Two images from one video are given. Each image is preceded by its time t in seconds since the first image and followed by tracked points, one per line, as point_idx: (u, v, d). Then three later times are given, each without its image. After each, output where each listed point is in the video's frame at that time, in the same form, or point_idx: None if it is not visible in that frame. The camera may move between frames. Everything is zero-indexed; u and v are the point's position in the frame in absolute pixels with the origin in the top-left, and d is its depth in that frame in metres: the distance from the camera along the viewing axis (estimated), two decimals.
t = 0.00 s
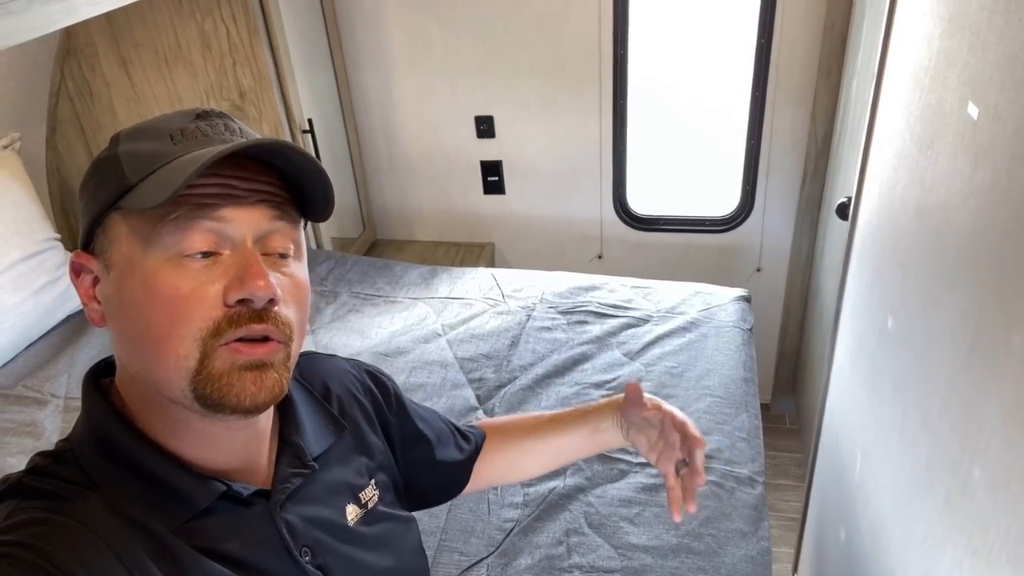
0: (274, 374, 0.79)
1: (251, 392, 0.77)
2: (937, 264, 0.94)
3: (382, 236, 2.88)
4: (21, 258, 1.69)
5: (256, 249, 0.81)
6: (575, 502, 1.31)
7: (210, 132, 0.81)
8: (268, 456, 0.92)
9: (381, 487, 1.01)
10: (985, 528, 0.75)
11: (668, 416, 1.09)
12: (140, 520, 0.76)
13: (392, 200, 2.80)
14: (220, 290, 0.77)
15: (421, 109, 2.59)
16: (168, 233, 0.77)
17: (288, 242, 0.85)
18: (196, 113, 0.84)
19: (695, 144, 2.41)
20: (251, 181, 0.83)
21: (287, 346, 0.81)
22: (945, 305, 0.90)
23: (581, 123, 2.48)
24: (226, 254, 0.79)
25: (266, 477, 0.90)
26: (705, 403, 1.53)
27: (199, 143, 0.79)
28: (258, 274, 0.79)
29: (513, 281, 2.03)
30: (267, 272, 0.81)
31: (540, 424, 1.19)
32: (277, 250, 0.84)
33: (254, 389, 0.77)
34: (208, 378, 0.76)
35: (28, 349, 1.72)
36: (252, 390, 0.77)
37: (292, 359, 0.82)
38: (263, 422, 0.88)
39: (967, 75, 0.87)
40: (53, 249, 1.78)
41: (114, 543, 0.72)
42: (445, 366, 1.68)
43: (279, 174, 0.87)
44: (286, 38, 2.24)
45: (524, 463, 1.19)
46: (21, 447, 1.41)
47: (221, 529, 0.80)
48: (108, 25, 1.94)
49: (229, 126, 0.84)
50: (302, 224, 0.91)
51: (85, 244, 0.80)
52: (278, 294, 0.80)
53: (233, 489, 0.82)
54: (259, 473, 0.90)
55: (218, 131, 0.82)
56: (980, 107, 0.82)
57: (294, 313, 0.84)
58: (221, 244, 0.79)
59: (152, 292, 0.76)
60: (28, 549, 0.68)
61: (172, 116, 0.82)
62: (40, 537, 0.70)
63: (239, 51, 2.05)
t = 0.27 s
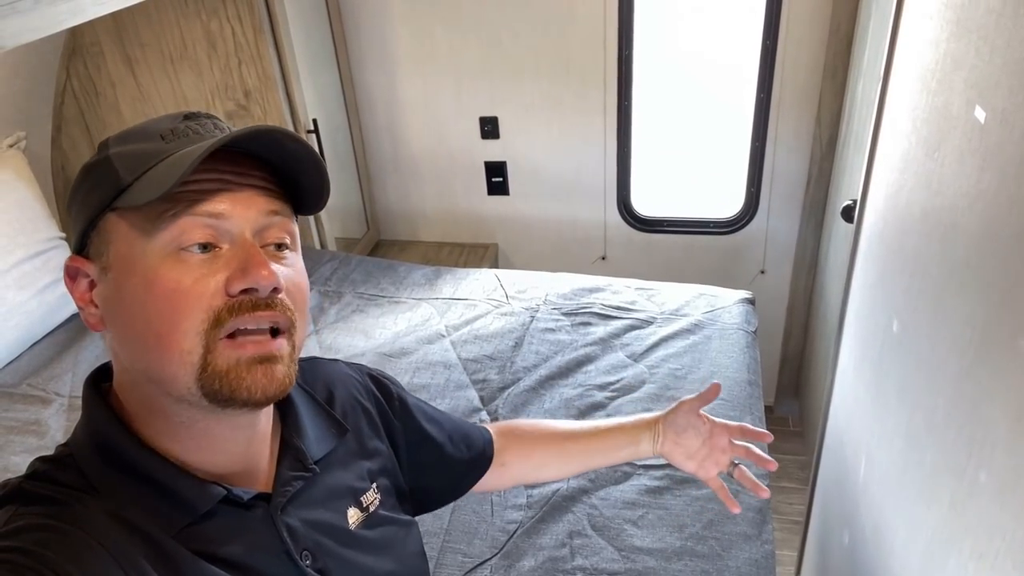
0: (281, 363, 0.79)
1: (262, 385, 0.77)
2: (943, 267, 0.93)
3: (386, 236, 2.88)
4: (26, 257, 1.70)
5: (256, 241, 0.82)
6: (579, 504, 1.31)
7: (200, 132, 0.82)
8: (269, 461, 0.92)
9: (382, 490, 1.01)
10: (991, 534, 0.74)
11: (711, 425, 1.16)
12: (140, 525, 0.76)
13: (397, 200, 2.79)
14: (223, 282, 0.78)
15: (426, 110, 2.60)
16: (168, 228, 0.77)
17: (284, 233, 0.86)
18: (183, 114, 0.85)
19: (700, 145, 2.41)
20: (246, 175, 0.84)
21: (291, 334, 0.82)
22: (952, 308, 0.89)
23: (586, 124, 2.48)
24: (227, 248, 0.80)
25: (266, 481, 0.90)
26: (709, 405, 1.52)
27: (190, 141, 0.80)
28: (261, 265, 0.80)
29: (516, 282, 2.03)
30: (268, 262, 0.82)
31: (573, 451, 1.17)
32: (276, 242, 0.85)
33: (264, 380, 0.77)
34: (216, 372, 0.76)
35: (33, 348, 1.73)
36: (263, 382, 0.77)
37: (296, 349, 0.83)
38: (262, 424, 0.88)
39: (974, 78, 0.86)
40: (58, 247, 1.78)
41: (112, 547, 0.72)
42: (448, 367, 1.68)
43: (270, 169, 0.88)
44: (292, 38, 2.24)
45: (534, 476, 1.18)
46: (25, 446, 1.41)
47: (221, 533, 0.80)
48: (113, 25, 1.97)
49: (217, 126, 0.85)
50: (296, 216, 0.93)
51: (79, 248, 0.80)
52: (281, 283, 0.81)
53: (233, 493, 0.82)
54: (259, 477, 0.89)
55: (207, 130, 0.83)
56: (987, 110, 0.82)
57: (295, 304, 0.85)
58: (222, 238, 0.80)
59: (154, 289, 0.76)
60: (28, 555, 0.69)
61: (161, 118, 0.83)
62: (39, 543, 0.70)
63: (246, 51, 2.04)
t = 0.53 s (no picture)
0: (271, 366, 0.79)
1: (248, 387, 0.77)
2: (943, 266, 0.93)
3: (386, 236, 2.88)
4: (27, 255, 1.70)
5: (250, 243, 0.82)
6: (578, 503, 1.31)
7: (200, 130, 0.81)
8: (270, 457, 0.92)
9: (382, 488, 1.01)
10: (990, 534, 0.74)
11: (713, 417, 1.21)
12: (140, 521, 0.76)
13: (397, 199, 2.80)
14: (214, 284, 0.78)
15: (426, 109, 2.60)
16: (162, 229, 0.77)
17: (281, 235, 0.86)
18: (186, 113, 0.84)
19: (701, 145, 2.41)
20: (243, 177, 0.83)
21: (282, 336, 0.81)
22: (952, 308, 0.89)
23: (587, 124, 2.48)
24: (220, 250, 0.80)
25: (267, 478, 0.90)
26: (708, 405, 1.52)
27: (189, 141, 0.79)
28: (252, 268, 0.80)
29: (517, 281, 2.03)
30: (261, 265, 0.81)
31: (577, 445, 1.19)
32: (271, 244, 0.85)
33: (250, 384, 0.77)
34: (203, 374, 0.76)
35: (33, 346, 1.73)
36: (249, 385, 0.77)
37: (288, 351, 0.82)
38: (263, 421, 0.88)
39: (975, 78, 0.86)
40: (58, 245, 1.78)
41: (113, 543, 0.72)
42: (448, 366, 1.68)
43: (271, 171, 0.87)
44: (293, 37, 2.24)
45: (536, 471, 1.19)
46: (25, 443, 1.41)
47: (221, 529, 0.80)
48: (114, 23, 1.96)
49: (220, 125, 0.84)
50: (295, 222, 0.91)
51: (81, 245, 0.81)
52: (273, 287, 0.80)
53: (232, 490, 0.82)
54: (259, 474, 0.90)
55: (209, 129, 0.82)
56: (987, 110, 0.82)
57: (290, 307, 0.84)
58: (216, 239, 0.80)
59: (147, 289, 0.76)
60: (27, 550, 0.68)
61: (163, 117, 0.83)
62: (39, 538, 0.70)
63: (246, 50, 2.05)
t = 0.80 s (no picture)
0: (273, 379, 0.79)
1: (251, 398, 0.77)
2: (945, 266, 0.93)
3: (387, 236, 2.88)
4: (28, 255, 1.70)
5: (254, 254, 0.82)
6: (579, 503, 1.31)
7: (207, 137, 0.81)
8: (272, 458, 0.92)
9: (384, 488, 1.01)
10: (992, 534, 0.74)
11: (718, 406, 1.20)
12: (142, 521, 0.76)
13: (398, 199, 2.80)
14: (217, 296, 0.77)
15: (427, 109, 2.60)
16: (166, 240, 0.77)
17: (286, 246, 0.85)
18: (194, 116, 0.84)
19: (702, 145, 2.41)
20: (249, 187, 0.82)
21: (285, 350, 0.81)
22: (954, 307, 0.89)
23: (587, 124, 2.48)
24: (224, 261, 0.79)
25: (269, 479, 0.90)
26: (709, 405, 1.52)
27: (195, 149, 0.79)
28: (255, 282, 0.79)
29: (517, 281, 2.03)
30: (265, 277, 0.81)
31: (581, 438, 1.19)
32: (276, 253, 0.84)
33: (252, 396, 0.77)
34: (206, 387, 0.76)
35: (34, 345, 1.73)
36: (252, 396, 0.77)
37: (292, 362, 0.82)
38: (266, 421, 0.88)
39: (976, 78, 0.86)
40: (59, 245, 1.79)
41: (115, 543, 0.72)
42: (449, 366, 1.68)
43: (278, 178, 0.86)
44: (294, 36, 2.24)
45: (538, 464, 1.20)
46: (26, 443, 1.41)
47: (223, 530, 0.80)
48: (116, 22, 1.98)
49: (227, 129, 0.84)
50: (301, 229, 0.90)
51: (86, 248, 0.81)
52: (276, 300, 0.80)
53: (234, 490, 0.82)
54: (261, 475, 0.89)
55: (215, 135, 0.82)
56: (989, 110, 0.82)
57: (293, 318, 0.84)
58: (220, 250, 0.79)
59: (151, 300, 0.76)
60: (29, 551, 0.68)
61: (170, 120, 0.83)
62: (41, 538, 0.70)
63: (247, 49, 2.04)
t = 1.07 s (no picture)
0: (272, 389, 0.79)
1: (249, 407, 0.78)
2: (946, 266, 0.93)
3: (387, 235, 2.88)
4: (27, 253, 1.70)
5: (256, 262, 0.81)
6: (579, 503, 1.31)
7: (210, 140, 0.81)
8: (272, 459, 0.92)
9: (383, 489, 1.00)
10: (993, 535, 0.74)
11: (717, 401, 1.21)
12: (141, 523, 0.76)
13: (398, 198, 2.80)
14: (218, 304, 0.77)
15: (428, 108, 2.59)
16: (168, 246, 0.77)
17: (288, 253, 0.85)
18: (198, 119, 0.84)
19: (703, 144, 2.41)
20: (252, 194, 0.82)
21: (285, 359, 0.81)
22: (955, 308, 0.89)
23: (588, 123, 2.48)
24: (226, 268, 0.79)
25: (269, 481, 0.91)
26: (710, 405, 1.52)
27: (199, 152, 0.79)
28: (256, 290, 0.79)
29: (518, 281, 2.03)
30: (266, 285, 0.81)
31: (581, 434, 1.19)
32: (278, 259, 0.84)
33: (250, 405, 0.78)
34: (205, 395, 0.76)
35: (34, 344, 1.73)
36: (250, 406, 0.78)
37: (290, 371, 0.82)
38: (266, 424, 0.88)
39: (978, 77, 0.86)
40: (59, 244, 1.79)
41: (114, 546, 0.72)
42: (449, 365, 1.68)
43: (283, 184, 0.86)
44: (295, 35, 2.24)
45: (540, 462, 1.20)
46: (26, 442, 1.41)
47: (222, 533, 0.80)
48: (116, 21, 1.97)
49: (231, 133, 0.84)
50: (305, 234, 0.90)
51: (88, 249, 0.80)
52: (276, 310, 0.80)
53: (233, 493, 0.82)
54: (260, 477, 0.89)
55: (219, 138, 0.82)
56: (991, 110, 0.82)
57: (294, 325, 0.84)
58: (222, 257, 0.79)
59: (152, 306, 0.76)
60: (28, 553, 0.68)
61: (174, 122, 0.82)
62: (41, 540, 0.70)
63: (247, 48, 2.04)
